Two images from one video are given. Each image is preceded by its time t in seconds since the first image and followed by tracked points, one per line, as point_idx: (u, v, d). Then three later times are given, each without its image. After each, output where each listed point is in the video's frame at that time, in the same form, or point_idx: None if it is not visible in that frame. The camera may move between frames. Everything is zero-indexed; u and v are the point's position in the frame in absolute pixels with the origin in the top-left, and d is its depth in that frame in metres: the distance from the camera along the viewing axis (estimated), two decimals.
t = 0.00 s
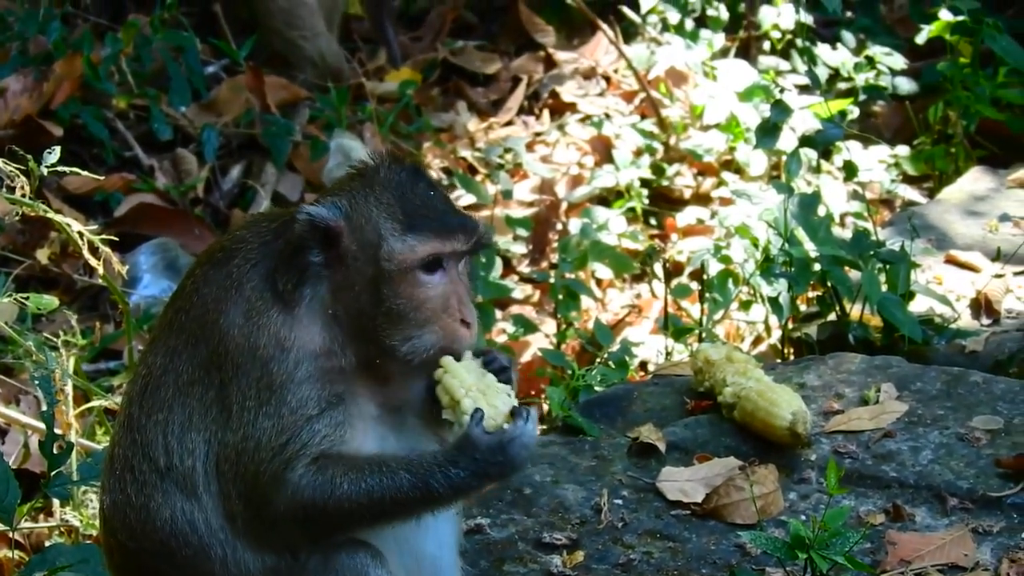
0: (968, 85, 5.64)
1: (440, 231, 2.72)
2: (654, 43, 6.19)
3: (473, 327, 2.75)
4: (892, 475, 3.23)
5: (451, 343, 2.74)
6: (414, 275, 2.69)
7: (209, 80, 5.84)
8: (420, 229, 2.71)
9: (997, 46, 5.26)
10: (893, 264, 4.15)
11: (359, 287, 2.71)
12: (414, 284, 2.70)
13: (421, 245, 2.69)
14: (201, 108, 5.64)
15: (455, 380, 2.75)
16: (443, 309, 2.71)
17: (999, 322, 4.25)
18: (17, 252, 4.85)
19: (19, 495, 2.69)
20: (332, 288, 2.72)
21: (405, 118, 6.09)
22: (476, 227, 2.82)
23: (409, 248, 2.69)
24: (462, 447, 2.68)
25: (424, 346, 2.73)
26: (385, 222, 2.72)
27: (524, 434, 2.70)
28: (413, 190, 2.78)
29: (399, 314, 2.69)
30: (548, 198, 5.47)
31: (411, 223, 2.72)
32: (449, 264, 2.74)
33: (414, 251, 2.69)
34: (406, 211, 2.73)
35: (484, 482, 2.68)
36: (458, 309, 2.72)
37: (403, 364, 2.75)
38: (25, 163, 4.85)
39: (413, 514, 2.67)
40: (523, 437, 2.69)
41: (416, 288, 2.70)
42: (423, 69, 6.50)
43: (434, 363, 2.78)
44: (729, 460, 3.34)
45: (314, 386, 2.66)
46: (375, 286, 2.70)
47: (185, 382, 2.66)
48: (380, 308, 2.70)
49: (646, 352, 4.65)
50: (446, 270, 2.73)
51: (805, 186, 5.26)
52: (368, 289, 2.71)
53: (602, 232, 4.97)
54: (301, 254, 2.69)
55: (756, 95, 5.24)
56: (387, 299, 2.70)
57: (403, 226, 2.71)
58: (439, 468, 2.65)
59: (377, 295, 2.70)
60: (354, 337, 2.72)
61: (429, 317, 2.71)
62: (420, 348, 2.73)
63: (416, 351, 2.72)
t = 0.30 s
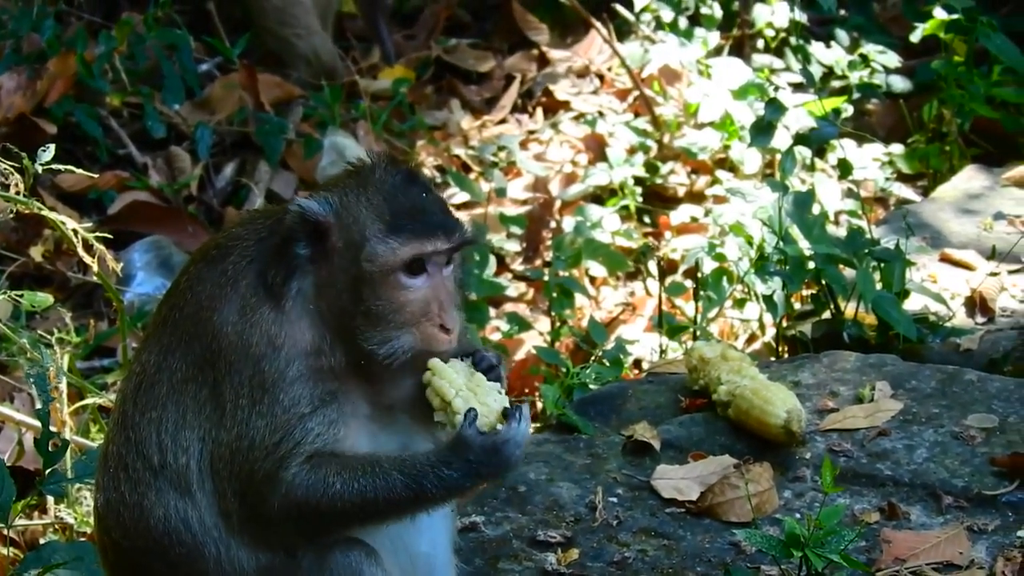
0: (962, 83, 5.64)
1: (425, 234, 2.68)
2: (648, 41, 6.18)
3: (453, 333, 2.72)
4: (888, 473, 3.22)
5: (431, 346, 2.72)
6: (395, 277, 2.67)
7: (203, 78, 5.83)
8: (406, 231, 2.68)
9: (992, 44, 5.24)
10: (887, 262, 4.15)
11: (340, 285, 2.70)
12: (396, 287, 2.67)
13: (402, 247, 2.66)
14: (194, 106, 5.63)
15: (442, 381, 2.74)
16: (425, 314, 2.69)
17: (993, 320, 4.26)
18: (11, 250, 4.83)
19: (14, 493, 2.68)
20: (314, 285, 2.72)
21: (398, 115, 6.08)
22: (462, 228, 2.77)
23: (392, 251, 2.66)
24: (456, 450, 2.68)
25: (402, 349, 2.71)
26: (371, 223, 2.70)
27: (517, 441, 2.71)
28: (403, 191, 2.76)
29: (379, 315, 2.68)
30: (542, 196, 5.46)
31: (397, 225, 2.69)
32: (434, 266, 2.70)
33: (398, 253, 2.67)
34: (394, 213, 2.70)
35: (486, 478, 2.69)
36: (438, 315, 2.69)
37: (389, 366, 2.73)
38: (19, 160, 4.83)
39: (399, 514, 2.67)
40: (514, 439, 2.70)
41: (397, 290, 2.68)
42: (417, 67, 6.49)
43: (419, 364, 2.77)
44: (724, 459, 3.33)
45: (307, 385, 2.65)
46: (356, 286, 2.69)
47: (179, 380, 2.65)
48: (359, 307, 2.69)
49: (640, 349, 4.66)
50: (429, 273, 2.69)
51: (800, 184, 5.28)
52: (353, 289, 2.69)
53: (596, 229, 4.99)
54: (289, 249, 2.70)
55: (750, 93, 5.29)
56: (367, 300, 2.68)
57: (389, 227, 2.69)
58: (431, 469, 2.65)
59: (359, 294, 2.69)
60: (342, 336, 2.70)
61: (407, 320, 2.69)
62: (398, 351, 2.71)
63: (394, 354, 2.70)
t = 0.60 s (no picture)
0: (970, 67, 5.61)
1: (434, 205, 2.69)
2: (654, 25, 6.17)
3: (468, 300, 2.74)
4: (896, 456, 3.22)
5: (447, 315, 2.71)
6: (407, 250, 2.66)
7: (209, 62, 5.81)
8: (413, 205, 2.69)
9: (999, 28, 5.19)
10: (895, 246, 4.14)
11: (353, 265, 2.67)
12: (408, 258, 2.67)
13: (412, 219, 2.67)
14: (201, 90, 5.62)
15: (492, 421, 3.15)
16: (438, 284, 2.69)
17: (1002, 303, 4.24)
18: (18, 234, 4.83)
19: (22, 475, 2.65)
20: (330, 262, 2.68)
21: (405, 99, 6.07)
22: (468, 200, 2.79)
23: (401, 224, 2.66)
24: (473, 495, 2.67)
25: (420, 320, 2.69)
26: (378, 198, 2.70)
27: (538, 511, 2.72)
28: (406, 165, 2.76)
29: (393, 289, 2.66)
30: (548, 179, 5.46)
31: (403, 198, 2.70)
32: (443, 237, 2.71)
33: (409, 225, 2.66)
34: (399, 186, 2.71)
35: (492, 531, 2.70)
36: (452, 281, 2.70)
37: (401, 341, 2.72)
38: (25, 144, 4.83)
39: (408, 534, 2.68)
40: (529, 512, 2.70)
41: (410, 262, 2.67)
42: (423, 51, 6.45)
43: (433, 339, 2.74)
44: (731, 441, 3.33)
45: (315, 369, 2.63)
46: (368, 262, 2.67)
47: (187, 362, 2.66)
48: (373, 282, 2.67)
49: (648, 332, 4.65)
50: (439, 243, 2.69)
51: (807, 168, 5.26)
52: (365, 265, 2.67)
53: (602, 213, 4.97)
54: (295, 231, 2.67)
55: (757, 77, 5.19)
56: (380, 275, 2.67)
57: (395, 201, 2.69)
58: (439, 507, 2.65)
59: (372, 270, 2.67)
60: (352, 314, 2.68)
61: (423, 291, 2.68)
62: (417, 322, 2.69)
63: (414, 324, 2.69)
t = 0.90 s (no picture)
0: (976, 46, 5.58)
1: (435, 185, 2.66)
2: (660, 5, 6.14)
3: (468, 280, 2.67)
4: (902, 438, 3.22)
5: (446, 296, 2.66)
6: (406, 229, 2.64)
7: (214, 42, 5.80)
8: (412, 183, 2.66)
9: (1005, 6, 5.13)
10: (901, 227, 4.13)
11: (352, 240, 2.68)
12: (406, 237, 2.64)
13: (411, 198, 2.64)
14: (206, 70, 5.60)
15: (500, 411, 3.05)
16: (438, 262, 2.64)
17: (1007, 284, 4.26)
18: (22, 215, 4.80)
19: (27, 458, 2.64)
20: (331, 239, 2.70)
21: (410, 80, 6.05)
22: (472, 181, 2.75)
23: (400, 203, 2.64)
24: (480, 480, 2.70)
25: (417, 300, 2.66)
26: (379, 174, 2.68)
27: (543, 497, 2.73)
28: (407, 144, 2.73)
29: (391, 267, 2.64)
30: (554, 159, 5.47)
31: (404, 176, 2.67)
32: (444, 216, 2.66)
33: (408, 203, 2.64)
34: (401, 165, 2.69)
35: (496, 515, 2.72)
36: (451, 263, 2.65)
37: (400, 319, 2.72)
38: (31, 125, 4.82)
39: (410, 518, 2.69)
40: (535, 499, 2.71)
41: (409, 241, 2.64)
42: (428, 31, 6.41)
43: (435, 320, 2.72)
44: (737, 423, 3.34)
45: (320, 350, 2.65)
46: (367, 242, 2.66)
47: (192, 343, 2.65)
48: (373, 260, 2.66)
49: (653, 314, 4.66)
50: (440, 224, 2.65)
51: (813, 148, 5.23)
52: (365, 245, 2.66)
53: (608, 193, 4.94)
54: (299, 211, 2.69)
55: (763, 58, 5.12)
56: (377, 254, 2.65)
57: (396, 178, 2.67)
58: (446, 488, 2.67)
59: (372, 250, 2.66)
60: (352, 295, 2.69)
61: (422, 270, 2.65)
62: (414, 301, 2.66)
63: (408, 304, 2.66)
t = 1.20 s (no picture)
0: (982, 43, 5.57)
1: (397, 177, 2.64)
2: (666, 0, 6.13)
3: (427, 278, 2.64)
4: (908, 435, 3.22)
5: (403, 291, 2.64)
6: (363, 219, 2.64)
7: (220, 37, 5.80)
8: (375, 174, 2.65)
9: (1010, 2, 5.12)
10: (907, 223, 4.10)
11: (311, 228, 2.68)
12: (365, 229, 2.64)
13: (367, 188, 2.63)
14: (211, 65, 5.60)
15: (505, 414, 3.02)
16: (399, 256, 2.63)
17: (1014, 280, 4.22)
18: (28, 210, 4.81)
19: (32, 453, 2.64)
20: (304, 229, 2.68)
21: (416, 75, 6.05)
22: (439, 179, 2.70)
23: (355, 191, 2.63)
24: (483, 480, 2.71)
25: (373, 291, 2.65)
26: (342, 163, 2.68)
27: (545, 499, 2.74)
28: (379, 135, 2.70)
29: (350, 257, 2.64)
30: (560, 154, 5.47)
31: (365, 165, 2.66)
32: (406, 211, 2.65)
33: (365, 195, 2.63)
34: (363, 155, 2.67)
35: (499, 517, 2.72)
36: (410, 259, 2.63)
37: (375, 309, 2.70)
38: (37, 120, 4.82)
39: (411, 519, 2.70)
40: (538, 502, 2.72)
41: (366, 232, 2.64)
42: (434, 26, 6.41)
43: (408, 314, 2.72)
44: (744, 419, 3.34)
45: (322, 347, 2.66)
46: (329, 233, 2.66)
47: (197, 337, 2.66)
48: (330, 249, 2.66)
49: (660, 310, 4.65)
50: (401, 218, 2.65)
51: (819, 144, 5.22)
52: (328, 238, 2.66)
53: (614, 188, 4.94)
54: (282, 199, 2.71)
55: (770, 53, 5.12)
56: (338, 245, 2.65)
57: (357, 167, 2.66)
58: (449, 489, 2.68)
59: (336, 241, 2.65)
60: (318, 287, 2.66)
61: (382, 262, 2.64)
62: (369, 292, 2.65)
63: (364, 295, 2.65)
